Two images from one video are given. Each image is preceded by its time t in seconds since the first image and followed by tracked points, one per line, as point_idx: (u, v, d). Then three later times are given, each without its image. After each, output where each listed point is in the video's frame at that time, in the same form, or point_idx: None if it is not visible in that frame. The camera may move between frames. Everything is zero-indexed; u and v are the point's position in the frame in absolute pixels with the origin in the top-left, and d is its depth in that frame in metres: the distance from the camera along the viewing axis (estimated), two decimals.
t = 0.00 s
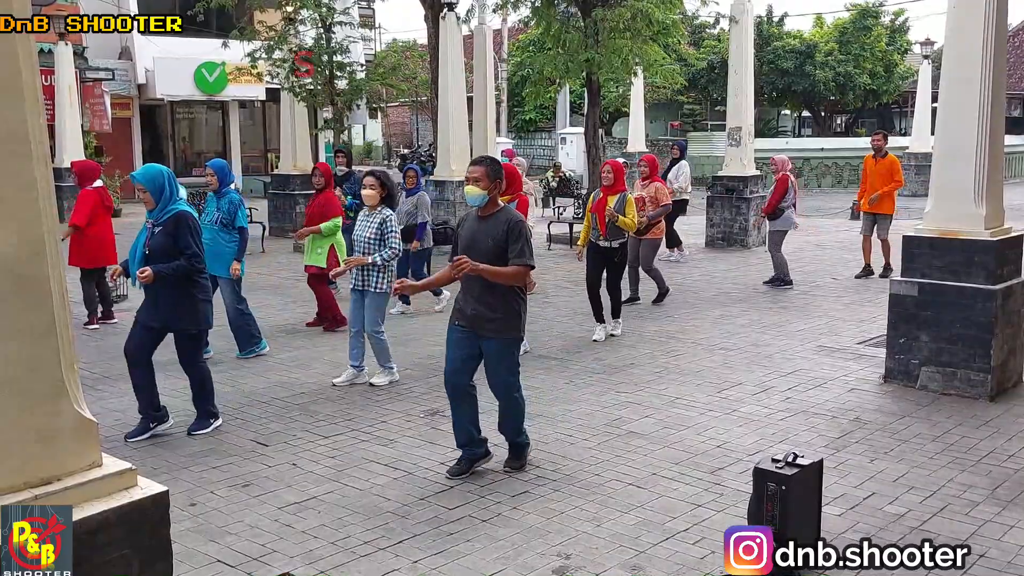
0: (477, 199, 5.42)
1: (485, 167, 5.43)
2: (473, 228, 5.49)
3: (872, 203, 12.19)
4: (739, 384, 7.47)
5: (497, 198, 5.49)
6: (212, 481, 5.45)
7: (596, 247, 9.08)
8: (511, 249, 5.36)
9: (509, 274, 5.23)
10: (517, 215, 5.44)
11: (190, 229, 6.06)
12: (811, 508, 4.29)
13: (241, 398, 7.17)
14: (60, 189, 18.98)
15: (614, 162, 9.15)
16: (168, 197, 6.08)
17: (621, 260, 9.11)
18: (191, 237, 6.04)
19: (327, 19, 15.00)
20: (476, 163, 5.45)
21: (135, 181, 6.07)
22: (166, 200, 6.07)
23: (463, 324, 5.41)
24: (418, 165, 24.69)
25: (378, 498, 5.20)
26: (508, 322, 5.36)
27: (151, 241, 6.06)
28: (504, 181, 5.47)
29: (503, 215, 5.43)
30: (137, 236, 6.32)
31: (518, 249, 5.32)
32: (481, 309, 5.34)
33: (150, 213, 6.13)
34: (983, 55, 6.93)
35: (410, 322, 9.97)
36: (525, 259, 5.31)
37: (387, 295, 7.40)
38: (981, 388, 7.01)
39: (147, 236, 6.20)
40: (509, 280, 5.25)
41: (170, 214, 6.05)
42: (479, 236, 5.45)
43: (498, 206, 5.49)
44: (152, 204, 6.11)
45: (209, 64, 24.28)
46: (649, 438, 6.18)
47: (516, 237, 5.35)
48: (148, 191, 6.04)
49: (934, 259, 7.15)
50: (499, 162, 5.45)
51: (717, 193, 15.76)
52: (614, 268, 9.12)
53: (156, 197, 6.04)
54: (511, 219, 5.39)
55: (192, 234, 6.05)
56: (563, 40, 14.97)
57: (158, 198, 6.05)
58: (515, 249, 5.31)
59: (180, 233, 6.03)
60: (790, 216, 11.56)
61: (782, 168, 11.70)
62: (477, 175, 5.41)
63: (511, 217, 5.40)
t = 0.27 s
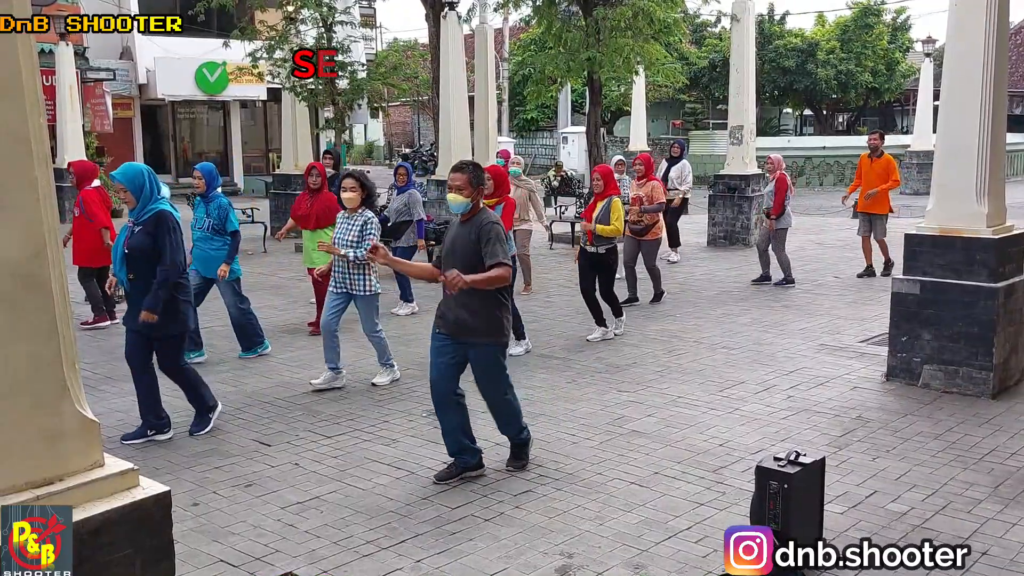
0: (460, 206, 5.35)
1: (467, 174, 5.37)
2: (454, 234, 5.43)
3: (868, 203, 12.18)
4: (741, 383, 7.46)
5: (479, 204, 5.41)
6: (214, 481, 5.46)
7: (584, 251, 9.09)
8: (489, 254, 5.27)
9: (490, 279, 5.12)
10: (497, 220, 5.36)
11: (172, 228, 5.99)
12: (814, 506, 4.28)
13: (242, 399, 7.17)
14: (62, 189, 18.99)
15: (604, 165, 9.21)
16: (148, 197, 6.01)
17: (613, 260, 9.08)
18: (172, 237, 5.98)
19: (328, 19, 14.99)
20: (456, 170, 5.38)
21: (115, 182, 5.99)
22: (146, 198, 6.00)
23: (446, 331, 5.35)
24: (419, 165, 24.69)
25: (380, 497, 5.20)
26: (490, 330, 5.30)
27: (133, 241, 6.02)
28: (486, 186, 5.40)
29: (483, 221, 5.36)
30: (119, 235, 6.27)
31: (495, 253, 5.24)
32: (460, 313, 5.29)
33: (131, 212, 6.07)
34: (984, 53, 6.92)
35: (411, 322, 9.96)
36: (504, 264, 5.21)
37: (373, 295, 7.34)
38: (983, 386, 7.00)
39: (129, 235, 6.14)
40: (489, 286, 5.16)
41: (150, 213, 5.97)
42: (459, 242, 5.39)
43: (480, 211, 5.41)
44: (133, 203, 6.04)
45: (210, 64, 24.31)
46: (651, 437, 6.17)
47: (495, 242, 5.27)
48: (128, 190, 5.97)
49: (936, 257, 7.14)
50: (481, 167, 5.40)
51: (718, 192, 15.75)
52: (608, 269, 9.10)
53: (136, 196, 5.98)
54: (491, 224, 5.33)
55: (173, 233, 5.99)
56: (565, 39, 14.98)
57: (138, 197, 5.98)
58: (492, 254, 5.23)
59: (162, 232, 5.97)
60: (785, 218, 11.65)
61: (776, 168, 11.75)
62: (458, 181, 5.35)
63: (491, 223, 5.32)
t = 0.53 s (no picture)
0: (443, 209, 5.30)
1: (445, 175, 5.27)
2: (440, 235, 5.37)
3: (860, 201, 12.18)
4: (743, 381, 7.46)
5: (460, 203, 5.37)
6: (216, 480, 5.46)
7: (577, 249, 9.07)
8: (485, 257, 5.28)
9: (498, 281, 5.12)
10: (483, 221, 5.35)
11: (146, 234, 5.86)
12: (816, 505, 4.27)
13: (244, 398, 7.18)
14: (64, 189, 19.01)
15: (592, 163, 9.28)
16: (121, 203, 5.91)
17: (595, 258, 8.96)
18: (147, 243, 5.85)
19: (329, 18, 14.99)
20: (434, 172, 5.27)
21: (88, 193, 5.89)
22: (120, 206, 5.91)
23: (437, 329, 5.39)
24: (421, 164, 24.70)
25: (383, 496, 5.20)
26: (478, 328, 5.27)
27: (109, 250, 5.90)
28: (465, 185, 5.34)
29: (471, 222, 5.34)
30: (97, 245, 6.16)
31: (494, 256, 5.25)
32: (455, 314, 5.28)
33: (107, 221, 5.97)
34: (986, 51, 6.92)
35: (413, 321, 9.97)
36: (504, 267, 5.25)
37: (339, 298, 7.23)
38: (985, 384, 7.00)
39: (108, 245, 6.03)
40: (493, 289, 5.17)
41: (124, 220, 5.86)
42: (446, 243, 5.33)
43: (462, 211, 5.39)
44: (108, 211, 5.94)
45: (212, 64, 24.33)
46: (652, 435, 6.17)
47: (490, 245, 5.27)
48: (102, 198, 5.89)
49: (937, 254, 7.13)
50: (457, 166, 5.29)
51: (720, 190, 15.73)
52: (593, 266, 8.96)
53: (110, 204, 5.88)
54: (480, 226, 5.31)
55: (148, 239, 5.85)
56: (565, 37, 14.97)
57: (111, 204, 5.88)
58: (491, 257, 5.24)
59: (135, 239, 5.84)
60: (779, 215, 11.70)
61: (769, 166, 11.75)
62: (437, 184, 5.26)
63: (480, 225, 5.32)
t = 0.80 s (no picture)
0: (437, 206, 5.25)
1: (441, 170, 5.21)
2: (437, 231, 5.24)
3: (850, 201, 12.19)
4: (745, 380, 7.46)
5: (458, 200, 5.28)
6: (218, 479, 5.46)
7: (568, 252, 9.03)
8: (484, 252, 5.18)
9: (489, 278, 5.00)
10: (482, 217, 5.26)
11: (122, 237, 5.59)
12: (818, 505, 4.27)
13: (245, 397, 7.17)
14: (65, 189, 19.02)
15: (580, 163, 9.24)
16: (101, 204, 5.67)
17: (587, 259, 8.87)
18: (121, 247, 5.58)
19: (330, 18, 14.98)
20: (431, 167, 5.22)
21: (66, 191, 5.68)
22: (100, 206, 5.67)
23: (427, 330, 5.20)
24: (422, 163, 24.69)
25: (384, 496, 5.20)
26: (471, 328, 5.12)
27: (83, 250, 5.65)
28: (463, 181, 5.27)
29: (470, 217, 5.23)
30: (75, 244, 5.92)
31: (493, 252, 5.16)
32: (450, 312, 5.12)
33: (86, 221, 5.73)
34: (987, 50, 6.91)
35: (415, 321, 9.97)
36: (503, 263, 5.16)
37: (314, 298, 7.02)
38: (986, 383, 6.99)
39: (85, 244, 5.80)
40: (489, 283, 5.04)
41: (101, 221, 5.61)
42: (443, 238, 5.20)
43: (460, 208, 5.28)
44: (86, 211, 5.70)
45: (213, 63, 24.34)
46: (653, 435, 6.17)
47: (489, 240, 5.18)
48: (82, 197, 5.65)
49: (938, 254, 7.13)
50: (456, 163, 5.22)
51: (721, 189, 15.72)
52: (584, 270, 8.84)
53: (90, 204, 5.65)
54: (479, 222, 5.20)
55: (123, 244, 5.59)
56: (565, 36, 14.93)
57: (91, 203, 5.65)
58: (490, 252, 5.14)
59: (109, 240, 5.57)
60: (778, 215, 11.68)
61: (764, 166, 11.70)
62: (433, 178, 5.20)
63: (479, 220, 5.22)
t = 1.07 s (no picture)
0: (443, 200, 5.19)
1: (449, 167, 5.25)
2: (439, 229, 5.27)
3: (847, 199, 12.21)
4: (746, 379, 7.46)
5: (463, 198, 5.27)
6: (219, 479, 5.46)
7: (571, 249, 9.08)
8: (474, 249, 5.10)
9: (466, 286, 4.92)
10: (483, 214, 5.20)
11: (114, 235, 5.56)
12: (819, 504, 4.27)
13: (246, 397, 7.17)
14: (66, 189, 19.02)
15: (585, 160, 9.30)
16: (97, 203, 5.67)
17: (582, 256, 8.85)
18: (112, 245, 5.55)
19: (331, 17, 14.96)
20: (440, 164, 5.27)
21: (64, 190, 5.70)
22: (97, 204, 5.67)
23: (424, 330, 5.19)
24: (422, 162, 24.68)
25: (385, 495, 5.20)
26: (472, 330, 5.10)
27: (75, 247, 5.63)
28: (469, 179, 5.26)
29: (470, 215, 5.20)
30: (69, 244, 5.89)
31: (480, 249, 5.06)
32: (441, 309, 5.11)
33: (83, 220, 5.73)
34: (987, 48, 6.90)
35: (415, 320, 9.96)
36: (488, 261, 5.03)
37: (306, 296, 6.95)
38: (987, 382, 6.99)
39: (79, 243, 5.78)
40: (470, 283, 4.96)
41: (96, 219, 5.61)
42: (443, 236, 5.23)
43: (465, 206, 5.27)
44: (83, 208, 5.70)
45: (213, 62, 24.33)
46: (654, 433, 6.16)
47: (479, 236, 5.10)
48: (78, 194, 5.66)
49: (939, 252, 7.13)
50: (464, 162, 5.26)
51: (722, 188, 15.71)
52: (579, 268, 8.81)
53: (86, 201, 5.66)
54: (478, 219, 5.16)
55: (114, 243, 5.54)
56: (566, 36, 14.91)
57: (87, 200, 5.65)
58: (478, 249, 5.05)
59: (101, 238, 5.55)
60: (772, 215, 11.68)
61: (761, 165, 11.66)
62: (441, 173, 5.23)
63: (476, 217, 5.17)
